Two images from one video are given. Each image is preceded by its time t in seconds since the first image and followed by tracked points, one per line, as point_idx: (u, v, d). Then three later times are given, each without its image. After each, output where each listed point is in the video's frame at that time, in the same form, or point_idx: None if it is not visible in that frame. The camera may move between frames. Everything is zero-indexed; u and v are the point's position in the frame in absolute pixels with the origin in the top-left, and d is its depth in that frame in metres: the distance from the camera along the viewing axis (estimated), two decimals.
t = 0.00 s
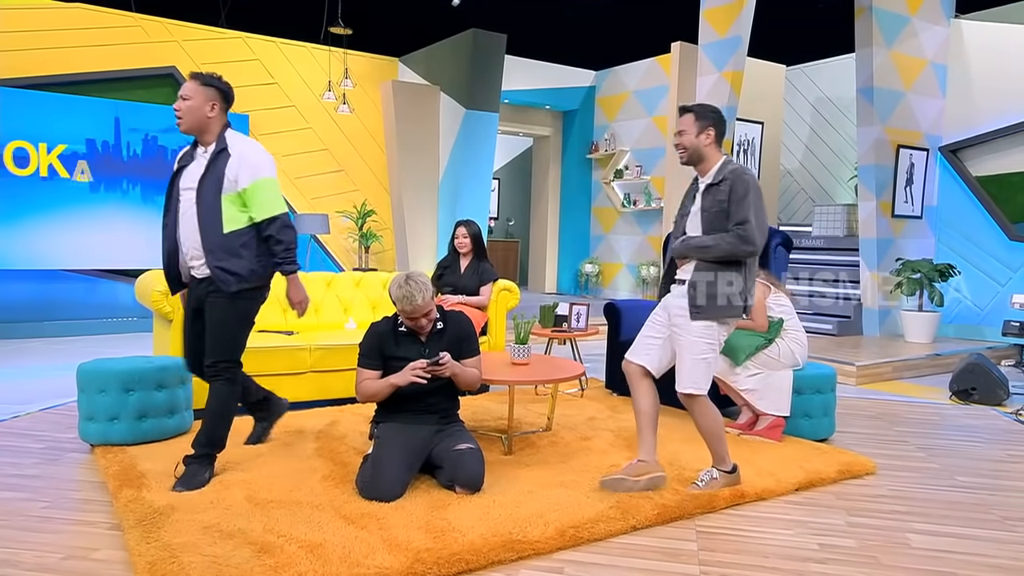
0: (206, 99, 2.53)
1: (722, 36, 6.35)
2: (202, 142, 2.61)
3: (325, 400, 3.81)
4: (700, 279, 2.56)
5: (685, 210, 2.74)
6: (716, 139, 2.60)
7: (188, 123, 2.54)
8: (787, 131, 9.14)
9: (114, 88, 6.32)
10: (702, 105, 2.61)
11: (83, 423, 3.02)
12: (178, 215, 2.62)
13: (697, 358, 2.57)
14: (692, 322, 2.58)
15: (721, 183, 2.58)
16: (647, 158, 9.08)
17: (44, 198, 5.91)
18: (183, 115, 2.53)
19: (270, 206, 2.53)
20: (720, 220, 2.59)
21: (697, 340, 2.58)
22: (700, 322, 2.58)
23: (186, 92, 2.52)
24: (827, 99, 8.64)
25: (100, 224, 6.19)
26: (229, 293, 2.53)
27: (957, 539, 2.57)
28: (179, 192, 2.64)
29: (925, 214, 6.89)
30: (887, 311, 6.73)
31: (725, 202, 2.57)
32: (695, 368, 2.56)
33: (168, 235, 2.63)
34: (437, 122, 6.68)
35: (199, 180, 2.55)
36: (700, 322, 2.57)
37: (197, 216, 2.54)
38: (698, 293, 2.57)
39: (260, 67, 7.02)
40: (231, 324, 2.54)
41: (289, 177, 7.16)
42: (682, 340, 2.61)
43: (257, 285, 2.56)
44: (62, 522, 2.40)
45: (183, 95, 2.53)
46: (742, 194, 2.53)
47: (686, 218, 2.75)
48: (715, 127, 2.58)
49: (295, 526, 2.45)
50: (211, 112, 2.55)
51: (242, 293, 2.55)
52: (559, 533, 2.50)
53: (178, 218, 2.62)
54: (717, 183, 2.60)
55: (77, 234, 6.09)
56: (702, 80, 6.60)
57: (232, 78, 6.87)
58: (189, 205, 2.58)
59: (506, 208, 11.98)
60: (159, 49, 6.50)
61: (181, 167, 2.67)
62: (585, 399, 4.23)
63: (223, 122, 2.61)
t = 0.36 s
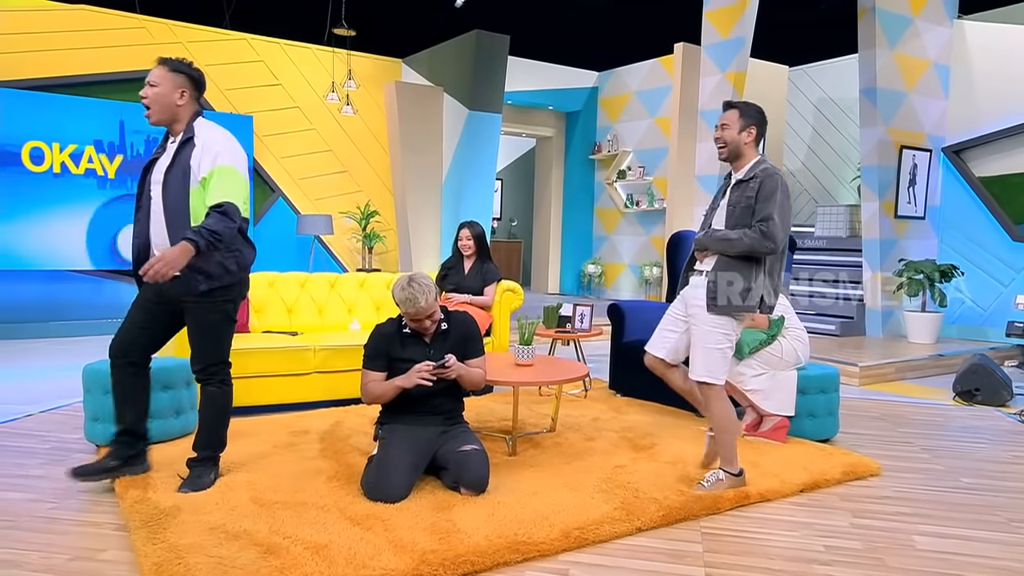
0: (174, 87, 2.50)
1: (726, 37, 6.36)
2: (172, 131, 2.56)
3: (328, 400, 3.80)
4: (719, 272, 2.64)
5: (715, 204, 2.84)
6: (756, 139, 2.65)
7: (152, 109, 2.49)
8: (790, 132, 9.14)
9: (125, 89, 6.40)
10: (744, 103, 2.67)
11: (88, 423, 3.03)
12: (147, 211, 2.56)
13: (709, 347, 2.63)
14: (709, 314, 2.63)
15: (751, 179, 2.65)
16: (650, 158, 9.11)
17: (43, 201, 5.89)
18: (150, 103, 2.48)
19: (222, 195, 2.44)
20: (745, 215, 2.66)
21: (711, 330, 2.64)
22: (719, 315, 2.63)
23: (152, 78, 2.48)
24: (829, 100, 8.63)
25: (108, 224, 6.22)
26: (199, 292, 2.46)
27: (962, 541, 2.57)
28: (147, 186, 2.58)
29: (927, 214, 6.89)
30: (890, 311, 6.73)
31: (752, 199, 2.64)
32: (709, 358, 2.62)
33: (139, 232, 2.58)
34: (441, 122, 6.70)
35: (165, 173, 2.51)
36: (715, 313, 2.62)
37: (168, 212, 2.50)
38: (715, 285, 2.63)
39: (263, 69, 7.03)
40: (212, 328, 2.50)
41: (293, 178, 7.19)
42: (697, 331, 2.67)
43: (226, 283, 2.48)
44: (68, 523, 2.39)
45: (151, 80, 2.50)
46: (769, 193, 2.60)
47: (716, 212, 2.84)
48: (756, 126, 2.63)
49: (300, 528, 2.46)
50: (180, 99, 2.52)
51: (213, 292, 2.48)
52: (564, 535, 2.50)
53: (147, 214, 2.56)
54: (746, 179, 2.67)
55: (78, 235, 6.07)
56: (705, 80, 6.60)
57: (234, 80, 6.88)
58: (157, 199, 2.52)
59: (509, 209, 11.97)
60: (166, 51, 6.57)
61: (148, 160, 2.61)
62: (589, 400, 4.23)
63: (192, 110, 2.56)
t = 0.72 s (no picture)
0: (141, 90, 2.48)
1: (725, 46, 6.48)
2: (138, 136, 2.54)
3: (338, 399, 3.87)
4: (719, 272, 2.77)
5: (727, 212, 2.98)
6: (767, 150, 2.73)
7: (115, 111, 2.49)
8: (785, 137, 9.29)
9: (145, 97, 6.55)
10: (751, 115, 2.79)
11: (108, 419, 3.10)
12: (108, 214, 2.52)
13: (707, 341, 2.75)
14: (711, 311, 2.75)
15: (752, 189, 2.77)
16: (651, 163, 9.24)
17: (66, 206, 5.96)
18: (115, 106, 2.47)
19: (199, 210, 2.44)
20: (747, 222, 2.78)
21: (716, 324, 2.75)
22: (721, 313, 2.74)
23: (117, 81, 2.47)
24: (824, 106, 8.77)
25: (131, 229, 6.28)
26: (164, 299, 2.45)
27: (956, 536, 2.66)
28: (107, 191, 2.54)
29: (920, 217, 7.03)
30: (885, 311, 6.84)
31: (752, 206, 2.75)
32: (707, 351, 2.74)
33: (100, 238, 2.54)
34: (446, 129, 6.75)
35: (133, 177, 2.48)
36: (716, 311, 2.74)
37: (132, 217, 2.46)
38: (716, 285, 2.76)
39: (277, 76, 7.21)
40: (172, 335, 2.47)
41: (305, 182, 7.38)
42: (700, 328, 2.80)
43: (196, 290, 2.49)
44: (91, 516, 2.45)
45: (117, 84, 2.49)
46: (766, 201, 2.70)
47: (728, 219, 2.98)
48: (767, 139, 2.71)
49: (314, 522, 2.52)
50: (147, 103, 2.50)
51: (180, 299, 2.48)
52: (570, 529, 2.58)
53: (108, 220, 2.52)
54: (749, 188, 2.79)
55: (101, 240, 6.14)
56: (704, 87, 6.73)
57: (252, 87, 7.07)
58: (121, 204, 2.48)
59: (513, 212, 12.07)
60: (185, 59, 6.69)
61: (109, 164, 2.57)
62: (592, 398, 4.30)
63: (158, 114, 2.55)
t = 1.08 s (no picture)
0: (102, 90, 2.39)
1: (724, 54, 6.61)
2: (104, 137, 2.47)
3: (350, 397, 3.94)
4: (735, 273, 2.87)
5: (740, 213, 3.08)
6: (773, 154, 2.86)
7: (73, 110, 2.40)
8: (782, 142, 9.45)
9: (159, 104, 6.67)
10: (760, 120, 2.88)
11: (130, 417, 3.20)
12: (78, 216, 2.45)
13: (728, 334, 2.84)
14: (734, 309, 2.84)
15: (764, 193, 2.86)
16: (652, 167, 9.37)
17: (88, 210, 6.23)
18: (76, 106, 2.37)
19: (193, 206, 2.47)
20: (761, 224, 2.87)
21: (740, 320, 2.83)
22: (738, 310, 2.84)
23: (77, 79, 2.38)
24: (818, 112, 8.92)
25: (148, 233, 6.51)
26: (149, 295, 2.43)
27: (951, 531, 2.75)
28: (79, 191, 2.46)
29: (913, 220, 7.17)
30: (878, 311, 6.97)
31: (766, 208, 2.85)
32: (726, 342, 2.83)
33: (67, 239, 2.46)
34: (453, 137, 6.86)
35: (110, 176, 2.42)
36: (734, 308, 2.84)
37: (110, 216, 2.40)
38: (735, 283, 2.86)
39: (290, 85, 7.36)
40: (153, 332, 2.44)
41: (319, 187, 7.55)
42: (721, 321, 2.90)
43: (181, 285, 2.49)
44: (114, 510, 2.49)
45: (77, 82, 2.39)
46: (779, 203, 2.79)
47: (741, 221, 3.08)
48: (772, 143, 2.85)
49: (330, 517, 2.58)
50: (108, 103, 2.41)
51: (163, 294, 2.46)
52: (577, 525, 2.65)
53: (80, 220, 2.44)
54: (761, 192, 2.88)
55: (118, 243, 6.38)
56: (702, 95, 6.84)
57: (268, 96, 7.23)
58: (98, 204, 2.43)
59: (518, 214, 12.14)
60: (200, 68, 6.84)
61: (76, 163, 2.49)
62: (596, 396, 4.38)
63: (121, 114, 2.47)
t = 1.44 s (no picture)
0: (116, 97, 2.41)
1: (725, 62, 6.73)
2: (119, 143, 2.50)
3: (363, 396, 4.02)
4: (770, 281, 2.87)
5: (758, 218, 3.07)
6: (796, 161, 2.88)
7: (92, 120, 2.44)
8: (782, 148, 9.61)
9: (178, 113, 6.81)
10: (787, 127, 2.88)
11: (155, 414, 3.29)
12: (93, 220, 2.49)
13: (772, 343, 2.86)
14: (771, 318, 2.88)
15: (800, 201, 2.86)
16: (656, 171, 9.50)
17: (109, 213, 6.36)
18: (93, 115, 2.39)
19: (197, 207, 2.46)
20: (796, 232, 2.88)
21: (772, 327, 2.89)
22: (777, 318, 2.88)
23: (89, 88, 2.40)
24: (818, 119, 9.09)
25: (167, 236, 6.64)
26: (156, 298, 2.43)
27: (953, 527, 2.80)
28: (93, 197, 2.51)
29: (910, 224, 7.29)
30: (876, 312, 7.08)
31: (802, 217, 2.85)
32: (768, 353, 2.86)
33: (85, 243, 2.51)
34: (462, 144, 6.99)
35: (121, 180, 2.45)
36: (776, 318, 2.87)
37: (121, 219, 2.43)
38: (776, 293, 2.87)
39: (306, 94, 7.45)
40: (166, 333, 2.46)
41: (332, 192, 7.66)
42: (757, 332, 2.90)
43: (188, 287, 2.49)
44: (139, 505, 2.55)
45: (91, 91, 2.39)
46: (819, 212, 2.80)
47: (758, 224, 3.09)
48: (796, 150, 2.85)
49: (347, 513, 2.64)
50: (124, 110, 2.43)
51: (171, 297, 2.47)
52: (587, 522, 2.71)
53: (94, 225, 2.49)
54: (795, 201, 2.88)
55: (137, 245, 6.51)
56: (705, 101, 6.98)
57: (284, 103, 7.35)
58: (111, 209, 2.46)
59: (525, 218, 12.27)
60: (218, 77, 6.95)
61: (90, 170, 2.54)
62: (603, 395, 4.46)
63: (136, 120, 2.49)
